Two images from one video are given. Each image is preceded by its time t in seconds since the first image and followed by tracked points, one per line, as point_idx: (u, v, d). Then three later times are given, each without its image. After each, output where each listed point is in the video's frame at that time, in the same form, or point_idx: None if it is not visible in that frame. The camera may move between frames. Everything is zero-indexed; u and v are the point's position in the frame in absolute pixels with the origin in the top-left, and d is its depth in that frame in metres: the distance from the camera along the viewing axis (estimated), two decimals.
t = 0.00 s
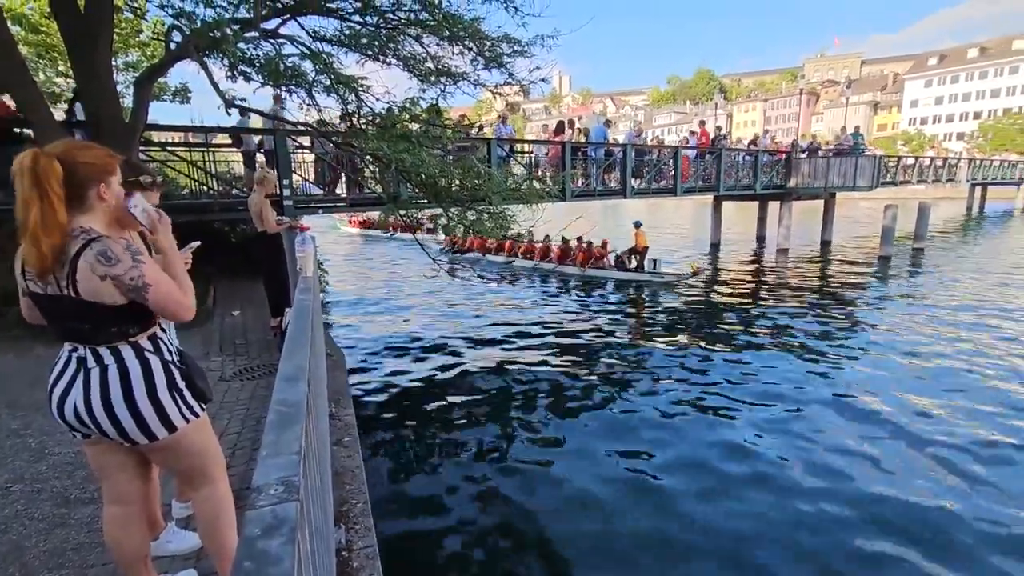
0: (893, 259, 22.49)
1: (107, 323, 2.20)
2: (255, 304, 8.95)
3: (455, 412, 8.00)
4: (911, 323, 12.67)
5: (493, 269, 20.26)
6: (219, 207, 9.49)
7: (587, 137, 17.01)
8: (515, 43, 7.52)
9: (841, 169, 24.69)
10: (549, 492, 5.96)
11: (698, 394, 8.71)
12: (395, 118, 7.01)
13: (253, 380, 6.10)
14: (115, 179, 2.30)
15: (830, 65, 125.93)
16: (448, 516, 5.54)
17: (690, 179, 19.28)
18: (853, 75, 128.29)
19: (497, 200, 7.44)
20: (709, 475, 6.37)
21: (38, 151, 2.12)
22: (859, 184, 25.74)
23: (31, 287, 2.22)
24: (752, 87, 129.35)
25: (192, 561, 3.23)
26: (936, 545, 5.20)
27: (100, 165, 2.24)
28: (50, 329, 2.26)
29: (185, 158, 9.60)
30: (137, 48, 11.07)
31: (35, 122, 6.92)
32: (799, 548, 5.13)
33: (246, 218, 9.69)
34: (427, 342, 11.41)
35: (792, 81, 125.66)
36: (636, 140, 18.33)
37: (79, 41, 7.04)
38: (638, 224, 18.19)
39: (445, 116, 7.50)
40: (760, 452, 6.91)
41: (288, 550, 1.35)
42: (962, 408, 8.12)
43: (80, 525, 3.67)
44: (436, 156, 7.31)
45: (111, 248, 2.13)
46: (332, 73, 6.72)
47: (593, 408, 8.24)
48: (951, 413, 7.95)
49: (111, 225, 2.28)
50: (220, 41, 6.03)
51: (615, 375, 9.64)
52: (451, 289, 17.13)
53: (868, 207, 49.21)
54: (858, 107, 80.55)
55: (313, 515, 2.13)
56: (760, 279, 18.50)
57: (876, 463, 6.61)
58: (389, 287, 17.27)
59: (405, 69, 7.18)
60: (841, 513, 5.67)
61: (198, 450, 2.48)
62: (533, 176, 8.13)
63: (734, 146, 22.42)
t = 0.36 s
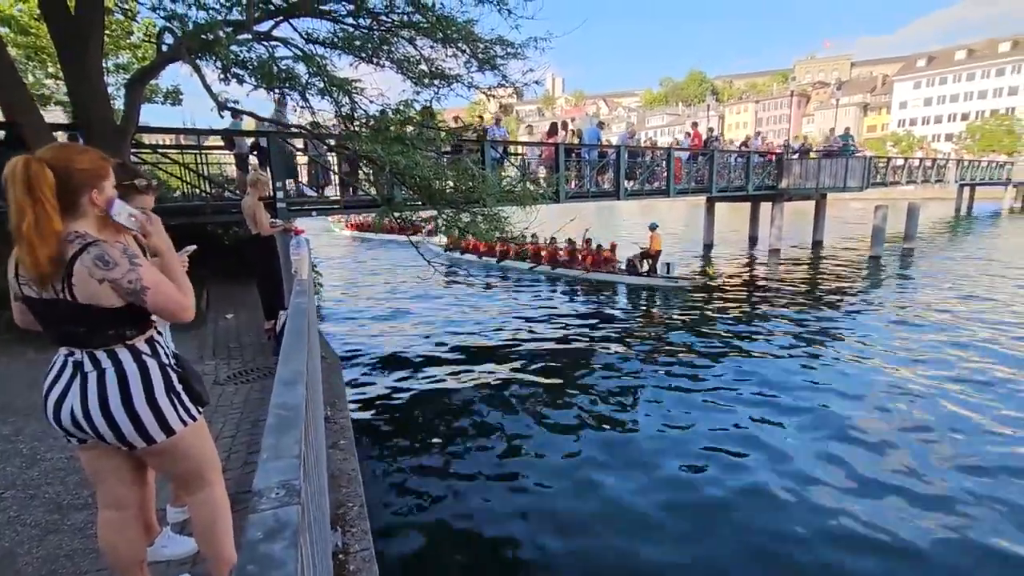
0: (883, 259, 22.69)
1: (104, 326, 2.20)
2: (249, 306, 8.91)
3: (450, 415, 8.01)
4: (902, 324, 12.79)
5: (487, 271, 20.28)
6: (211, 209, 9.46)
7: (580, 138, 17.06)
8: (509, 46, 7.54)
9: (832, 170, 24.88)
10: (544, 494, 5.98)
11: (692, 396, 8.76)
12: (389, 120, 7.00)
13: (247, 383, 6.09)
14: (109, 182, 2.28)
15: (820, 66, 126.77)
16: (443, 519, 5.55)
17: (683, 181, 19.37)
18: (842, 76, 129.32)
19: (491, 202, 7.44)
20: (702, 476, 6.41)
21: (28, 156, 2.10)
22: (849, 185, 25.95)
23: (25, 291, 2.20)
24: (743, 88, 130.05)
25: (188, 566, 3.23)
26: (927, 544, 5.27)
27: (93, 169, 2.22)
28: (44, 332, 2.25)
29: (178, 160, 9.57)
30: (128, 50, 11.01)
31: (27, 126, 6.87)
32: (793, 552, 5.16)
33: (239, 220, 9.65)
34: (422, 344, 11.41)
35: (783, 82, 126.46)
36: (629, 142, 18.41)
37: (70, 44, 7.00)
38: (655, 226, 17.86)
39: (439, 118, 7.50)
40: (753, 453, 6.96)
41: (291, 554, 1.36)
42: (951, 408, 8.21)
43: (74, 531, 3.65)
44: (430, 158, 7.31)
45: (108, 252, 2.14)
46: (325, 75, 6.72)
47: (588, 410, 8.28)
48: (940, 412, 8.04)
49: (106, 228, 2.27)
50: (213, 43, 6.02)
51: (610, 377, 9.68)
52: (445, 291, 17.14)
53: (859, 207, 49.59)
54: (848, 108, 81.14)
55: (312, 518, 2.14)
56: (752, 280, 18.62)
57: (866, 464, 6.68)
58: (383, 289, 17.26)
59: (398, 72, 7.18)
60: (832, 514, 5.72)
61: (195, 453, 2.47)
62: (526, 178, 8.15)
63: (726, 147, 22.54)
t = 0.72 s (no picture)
0: (880, 255, 22.75)
1: (101, 324, 2.20)
2: (246, 304, 8.90)
3: (450, 412, 8.00)
4: (898, 319, 12.84)
5: (485, 269, 20.28)
6: (208, 207, 9.43)
7: (577, 135, 17.06)
8: (506, 43, 7.53)
9: (828, 166, 24.93)
10: (542, 490, 6.00)
11: (689, 392, 8.79)
12: (386, 118, 6.99)
13: (245, 381, 6.08)
14: (104, 181, 2.28)
15: (816, 62, 126.89)
16: (442, 515, 5.56)
17: (680, 177, 19.39)
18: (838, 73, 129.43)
19: (489, 199, 7.43)
20: (699, 472, 6.44)
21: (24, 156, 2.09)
22: (846, 181, 26.00)
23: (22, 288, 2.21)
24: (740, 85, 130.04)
25: (188, 564, 3.22)
26: (923, 538, 5.30)
27: (90, 167, 2.22)
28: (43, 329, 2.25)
29: (174, 158, 9.54)
30: (123, 47, 10.96)
31: (25, 125, 6.86)
32: (791, 546, 5.19)
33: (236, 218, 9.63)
34: (420, 341, 11.41)
35: (779, 79, 126.51)
36: (626, 139, 18.42)
37: (65, 41, 6.96)
38: (671, 224, 17.48)
39: (436, 115, 7.48)
40: (751, 448, 6.99)
41: (297, 547, 1.37)
42: (946, 403, 8.25)
43: (73, 529, 3.65)
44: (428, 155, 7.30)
45: (104, 249, 2.15)
46: (322, 72, 6.70)
47: (586, 406, 8.29)
48: (936, 407, 8.08)
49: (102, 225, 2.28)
50: (210, 40, 5.99)
51: (607, 373, 9.70)
52: (443, 289, 17.12)
53: (855, 204, 49.69)
54: (844, 105, 81.24)
55: (314, 513, 2.15)
56: (750, 277, 18.65)
57: (863, 459, 6.71)
58: (380, 287, 17.24)
59: (396, 69, 7.16)
60: (829, 508, 5.75)
61: (195, 450, 2.47)
62: (524, 175, 8.15)
63: (723, 144, 22.56)
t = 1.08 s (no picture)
0: (881, 257, 22.75)
1: (106, 324, 2.21)
2: (248, 306, 8.92)
3: (450, 414, 8.02)
4: (898, 321, 12.84)
5: (485, 270, 20.31)
6: (210, 209, 9.45)
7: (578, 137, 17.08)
8: (506, 45, 7.55)
9: (829, 167, 24.93)
10: (543, 492, 6.02)
11: (689, 394, 8.81)
12: (388, 120, 7.01)
13: (248, 383, 6.09)
14: (110, 183, 2.30)
15: (818, 63, 126.84)
16: (443, 516, 5.58)
17: (680, 179, 19.41)
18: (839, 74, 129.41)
19: (490, 201, 7.44)
20: (699, 474, 6.46)
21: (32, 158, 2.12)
22: (847, 182, 26.00)
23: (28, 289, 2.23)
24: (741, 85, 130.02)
25: (192, 564, 3.24)
26: (923, 540, 5.31)
27: (96, 169, 2.24)
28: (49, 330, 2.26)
29: (176, 160, 9.57)
30: (125, 50, 10.98)
31: (23, 125, 6.83)
32: (791, 548, 5.20)
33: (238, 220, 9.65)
34: (420, 343, 11.44)
35: (780, 80, 126.48)
36: (627, 140, 18.44)
37: (66, 44, 6.97)
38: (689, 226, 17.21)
39: (437, 117, 7.50)
40: (752, 451, 7.01)
41: (305, 542, 1.39)
42: (946, 404, 8.27)
43: (77, 530, 3.67)
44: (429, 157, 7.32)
45: (110, 250, 2.16)
46: (324, 75, 6.74)
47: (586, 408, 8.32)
48: (936, 409, 8.10)
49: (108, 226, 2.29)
50: (212, 44, 6.02)
51: (608, 375, 9.72)
52: (444, 290, 17.15)
53: (856, 205, 49.69)
54: (845, 105, 81.21)
55: (320, 511, 2.17)
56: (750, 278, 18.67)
57: (863, 461, 6.73)
58: (381, 288, 17.28)
59: (397, 71, 7.19)
60: (830, 511, 5.77)
61: (199, 451, 2.49)
62: (524, 177, 8.16)
63: (724, 145, 22.57)
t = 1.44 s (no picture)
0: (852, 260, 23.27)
1: (71, 333, 2.14)
2: (222, 312, 8.75)
3: (430, 419, 7.97)
4: (869, 322, 13.13)
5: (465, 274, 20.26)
6: (183, 213, 9.27)
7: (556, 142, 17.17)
8: (485, 50, 7.56)
9: (801, 172, 25.45)
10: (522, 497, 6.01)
11: (666, 397, 8.90)
12: (365, 124, 6.95)
13: (222, 390, 5.98)
14: (78, 187, 2.24)
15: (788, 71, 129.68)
16: (422, 522, 5.54)
17: (657, 183, 19.63)
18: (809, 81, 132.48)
19: (469, 205, 7.41)
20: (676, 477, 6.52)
21: None
22: (818, 187, 26.54)
23: None
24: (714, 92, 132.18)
25: None
26: (892, 537, 5.43)
27: (64, 173, 2.18)
28: (11, 340, 2.19)
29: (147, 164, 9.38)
30: (94, 51, 10.74)
31: None
32: (764, 548, 5.28)
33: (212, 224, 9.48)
34: (399, 348, 11.35)
35: (752, 87, 128.89)
36: (604, 145, 18.59)
37: (32, 44, 6.79)
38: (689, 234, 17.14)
39: (415, 121, 7.45)
40: (727, 452, 7.10)
41: (278, 549, 1.36)
42: (914, 404, 8.48)
43: (42, 544, 3.55)
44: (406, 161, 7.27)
45: (76, 257, 2.11)
46: (300, 78, 6.67)
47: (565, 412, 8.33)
48: (904, 408, 8.30)
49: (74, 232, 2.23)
50: (185, 46, 5.92)
51: (587, 378, 9.77)
52: (423, 295, 17.07)
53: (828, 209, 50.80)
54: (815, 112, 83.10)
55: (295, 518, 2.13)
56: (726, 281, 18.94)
57: (834, 462, 6.87)
58: (360, 293, 17.12)
59: (374, 75, 7.15)
60: (802, 510, 5.87)
61: (170, 460, 2.43)
62: (503, 181, 8.17)
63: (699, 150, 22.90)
